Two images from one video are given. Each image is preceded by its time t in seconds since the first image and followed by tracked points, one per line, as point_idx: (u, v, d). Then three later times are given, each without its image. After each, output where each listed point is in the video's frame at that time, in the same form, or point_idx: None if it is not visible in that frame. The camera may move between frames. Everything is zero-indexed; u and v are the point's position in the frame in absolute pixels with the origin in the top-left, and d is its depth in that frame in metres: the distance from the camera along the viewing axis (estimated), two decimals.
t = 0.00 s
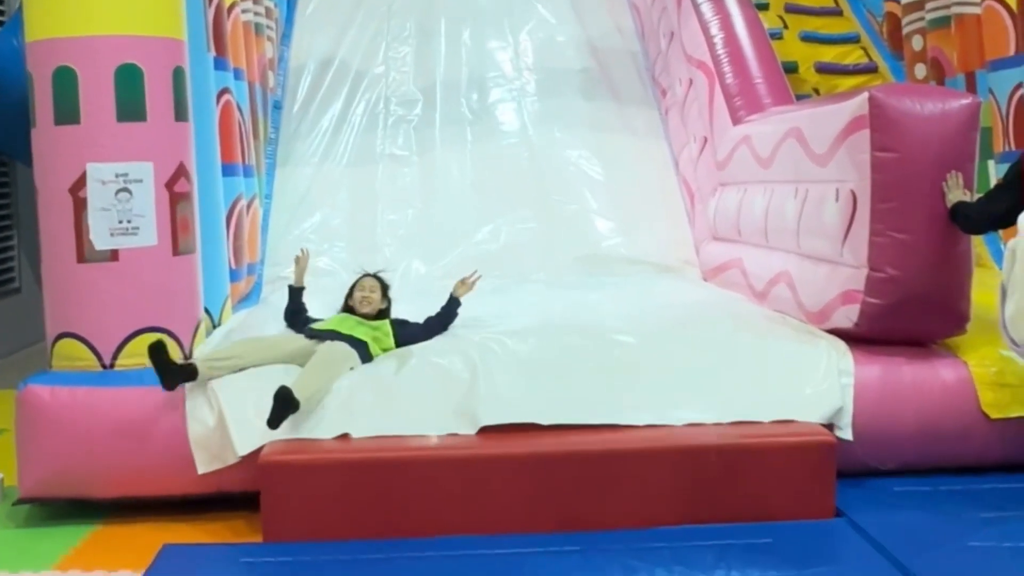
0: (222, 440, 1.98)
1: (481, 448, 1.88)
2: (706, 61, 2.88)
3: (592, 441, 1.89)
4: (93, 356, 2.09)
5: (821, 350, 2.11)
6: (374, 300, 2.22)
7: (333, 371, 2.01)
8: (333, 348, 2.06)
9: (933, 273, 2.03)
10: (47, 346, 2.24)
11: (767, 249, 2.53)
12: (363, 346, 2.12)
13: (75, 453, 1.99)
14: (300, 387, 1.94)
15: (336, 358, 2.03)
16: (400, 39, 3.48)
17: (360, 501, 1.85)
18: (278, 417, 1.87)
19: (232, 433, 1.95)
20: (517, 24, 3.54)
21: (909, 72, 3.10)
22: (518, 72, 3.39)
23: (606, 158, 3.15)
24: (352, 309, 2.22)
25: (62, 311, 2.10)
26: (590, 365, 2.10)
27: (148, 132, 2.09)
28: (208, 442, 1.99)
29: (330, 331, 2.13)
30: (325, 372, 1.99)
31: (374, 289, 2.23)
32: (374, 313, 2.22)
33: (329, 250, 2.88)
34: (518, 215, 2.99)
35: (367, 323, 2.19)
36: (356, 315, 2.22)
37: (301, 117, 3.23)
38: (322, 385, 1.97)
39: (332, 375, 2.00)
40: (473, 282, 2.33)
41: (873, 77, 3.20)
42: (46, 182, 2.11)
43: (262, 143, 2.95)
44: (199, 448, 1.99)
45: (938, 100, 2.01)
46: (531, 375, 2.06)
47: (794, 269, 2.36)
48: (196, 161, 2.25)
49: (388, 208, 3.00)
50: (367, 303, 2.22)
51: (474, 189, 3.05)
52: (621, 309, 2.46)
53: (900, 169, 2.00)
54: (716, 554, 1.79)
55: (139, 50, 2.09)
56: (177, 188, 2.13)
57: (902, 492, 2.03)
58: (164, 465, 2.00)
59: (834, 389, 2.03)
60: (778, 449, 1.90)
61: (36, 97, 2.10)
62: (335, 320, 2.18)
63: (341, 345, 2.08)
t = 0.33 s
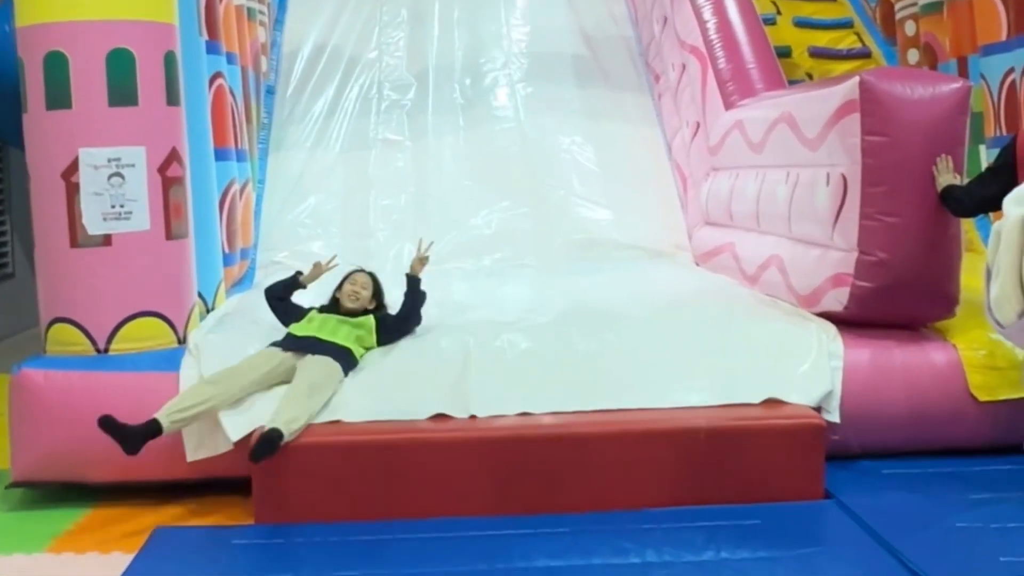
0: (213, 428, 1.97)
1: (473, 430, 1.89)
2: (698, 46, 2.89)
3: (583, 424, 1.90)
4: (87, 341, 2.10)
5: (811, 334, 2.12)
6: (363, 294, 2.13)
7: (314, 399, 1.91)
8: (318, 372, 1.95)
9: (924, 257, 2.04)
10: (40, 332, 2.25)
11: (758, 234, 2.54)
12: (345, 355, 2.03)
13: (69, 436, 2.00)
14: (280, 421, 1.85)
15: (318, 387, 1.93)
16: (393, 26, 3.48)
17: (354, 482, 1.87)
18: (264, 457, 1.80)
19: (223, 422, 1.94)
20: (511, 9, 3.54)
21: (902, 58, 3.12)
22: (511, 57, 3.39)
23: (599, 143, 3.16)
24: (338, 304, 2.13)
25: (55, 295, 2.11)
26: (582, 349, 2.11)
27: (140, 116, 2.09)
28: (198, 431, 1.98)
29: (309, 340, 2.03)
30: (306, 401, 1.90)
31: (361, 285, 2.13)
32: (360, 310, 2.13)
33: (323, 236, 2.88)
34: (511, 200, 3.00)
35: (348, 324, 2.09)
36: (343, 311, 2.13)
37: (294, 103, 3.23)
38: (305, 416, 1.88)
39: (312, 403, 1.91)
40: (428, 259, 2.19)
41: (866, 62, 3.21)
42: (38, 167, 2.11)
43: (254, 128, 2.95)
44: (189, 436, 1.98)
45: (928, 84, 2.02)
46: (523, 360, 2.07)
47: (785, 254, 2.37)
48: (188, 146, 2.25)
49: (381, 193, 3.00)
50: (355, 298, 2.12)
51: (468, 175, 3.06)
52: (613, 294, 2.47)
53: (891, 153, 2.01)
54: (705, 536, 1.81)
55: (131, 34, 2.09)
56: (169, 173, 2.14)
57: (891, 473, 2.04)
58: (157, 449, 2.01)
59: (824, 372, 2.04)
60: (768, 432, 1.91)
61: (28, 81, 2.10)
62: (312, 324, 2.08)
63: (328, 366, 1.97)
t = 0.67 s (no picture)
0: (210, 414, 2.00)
1: (467, 414, 1.90)
2: (692, 31, 2.89)
3: (577, 408, 1.91)
4: (82, 326, 2.10)
5: (805, 320, 2.12)
6: (354, 305, 2.07)
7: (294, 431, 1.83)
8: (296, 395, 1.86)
9: (916, 242, 2.05)
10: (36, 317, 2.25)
11: (752, 220, 2.55)
12: (323, 360, 1.96)
13: (64, 421, 2.00)
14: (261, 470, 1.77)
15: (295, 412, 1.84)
16: (389, 12, 3.47)
17: (348, 467, 1.88)
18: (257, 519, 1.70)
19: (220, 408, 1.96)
20: None
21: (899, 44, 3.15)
22: (505, 43, 3.38)
23: (594, 130, 3.16)
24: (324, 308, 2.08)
25: (50, 281, 2.11)
26: (575, 334, 2.12)
27: (135, 102, 2.09)
28: (195, 415, 2.00)
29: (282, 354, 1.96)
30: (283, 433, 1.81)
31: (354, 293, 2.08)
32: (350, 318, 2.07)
33: (319, 222, 2.89)
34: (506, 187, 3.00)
35: (325, 329, 2.02)
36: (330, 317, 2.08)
37: (289, 89, 3.23)
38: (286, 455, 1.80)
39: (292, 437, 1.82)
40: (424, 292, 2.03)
41: (862, 49, 3.20)
42: (33, 153, 2.11)
43: (249, 114, 2.95)
44: (185, 420, 2.00)
45: (921, 70, 2.02)
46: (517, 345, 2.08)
47: (779, 240, 2.37)
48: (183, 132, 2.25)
49: (376, 179, 3.01)
50: (343, 305, 2.07)
51: (463, 161, 3.06)
52: (607, 279, 2.48)
53: (884, 138, 2.01)
54: (698, 519, 1.82)
55: (125, 19, 2.09)
56: (164, 158, 2.14)
57: (883, 457, 2.05)
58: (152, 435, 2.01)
59: (817, 357, 2.04)
60: (761, 417, 1.92)
61: (22, 67, 2.10)
62: (288, 333, 2.02)
63: (305, 380, 1.89)
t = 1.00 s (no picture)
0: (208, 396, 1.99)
1: (464, 399, 1.90)
2: (692, 18, 2.88)
3: (574, 393, 1.91)
4: (79, 312, 2.11)
5: (803, 306, 2.12)
6: (349, 313, 2.00)
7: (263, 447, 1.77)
8: (268, 407, 1.80)
9: (914, 229, 2.05)
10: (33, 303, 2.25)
11: (750, 207, 2.55)
12: (301, 364, 1.87)
13: (61, 407, 2.01)
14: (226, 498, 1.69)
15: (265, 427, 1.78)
16: None
17: (345, 452, 1.89)
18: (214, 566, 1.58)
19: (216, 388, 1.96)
20: None
21: (898, 30, 3.15)
22: (503, 29, 3.37)
23: (593, 118, 3.16)
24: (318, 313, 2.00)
25: (47, 267, 2.11)
26: (572, 320, 2.12)
27: (132, 87, 2.09)
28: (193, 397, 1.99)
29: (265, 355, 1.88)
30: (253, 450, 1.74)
31: (354, 300, 2.02)
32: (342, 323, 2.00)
33: (317, 208, 2.89)
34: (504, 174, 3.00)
35: (313, 333, 1.92)
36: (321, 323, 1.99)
37: (287, 76, 3.22)
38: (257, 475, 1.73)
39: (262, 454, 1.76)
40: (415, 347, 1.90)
41: (862, 35, 3.19)
42: (29, 138, 2.11)
43: (247, 102, 2.94)
44: (184, 403, 2.00)
45: (919, 56, 2.01)
46: (514, 331, 2.08)
47: (777, 227, 2.37)
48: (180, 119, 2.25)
49: (374, 166, 3.00)
50: (338, 311, 2.00)
51: (462, 147, 3.06)
52: (604, 266, 2.48)
53: (881, 124, 2.01)
54: (694, 504, 1.82)
55: (121, 4, 2.08)
56: (161, 144, 2.14)
57: (879, 444, 2.06)
58: (149, 421, 2.01)
59: (814, 344, 2.04)
60: (757, 403, 1.92)
61: (18, 52, 2.09)
62: (274, 332, 1.93)
63: (280, 386, 1.83)
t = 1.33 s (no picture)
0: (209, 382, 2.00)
1: (465, 386, 1.90)
2: (694, 6, 2.88)
3: (574, 381, 1.92)
4: (80, 299, 2.11)
5: (804, 295, 2.12)
6: (350, 326, 1.93)
7: (233, 453, 1.71)
8: (246, 415, 1.75)
9: (914, 216, 2.04)
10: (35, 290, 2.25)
11: (751, 195, 2.55)
12: (299, 378, 1.84)
13: (63, 394, 2.01)
14: (181, 497, 1.63)
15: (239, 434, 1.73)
16: None
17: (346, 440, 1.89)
18: (152, 570, 1.53)
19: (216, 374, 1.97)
20: None
21: (901, 18, 3.14)
22: (505, 17, 3.36)
23: (595, 107, 3.15)
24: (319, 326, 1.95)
25: (49, 254, 2.12)
26: (573, 308, 2.12)
27: (134, 75, 2.09)
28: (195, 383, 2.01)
29: (263, 361, 1.84)
30: (219, 454, 1.69)
31: (358, 315, 1.96)
32: (342, 336, 1.94)
33: (318, 197, 2.89)
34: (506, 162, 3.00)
35: (315, 346, 1.89)
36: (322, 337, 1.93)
37: (289, 64, 3.21)
38: (219, 481, 1.67)
39: (230, 461, 1.70)
40: (417, 425, 1.82)
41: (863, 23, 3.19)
42: (30, 125, 2.11)
43: (248, 90, 2.94)
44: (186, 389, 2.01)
45: (920, 44, 2.01)
46: (515, 320, 2.08)
47: (778, 215, 2.37)
48: (181, 107, 2.24)
49: (376, 154, 3.00)
50: (339, 324, 1.94)
51: (464, 135, 3.05)
52: (605, 254, 2.48)
53: (881, 112, 2.00)
54: (695, 491, 1.83)
55: None
56: (163, 132, 2.13)
57: (879, 432, 2.06)
58: (151, 408, 2.02)
59: (815, 332, 2.04)
60: (757, 391, 1.92)
61: (19, 39, 2.09)
62: (278, 338, 1.89)
63: (263, 395, 1.79)
